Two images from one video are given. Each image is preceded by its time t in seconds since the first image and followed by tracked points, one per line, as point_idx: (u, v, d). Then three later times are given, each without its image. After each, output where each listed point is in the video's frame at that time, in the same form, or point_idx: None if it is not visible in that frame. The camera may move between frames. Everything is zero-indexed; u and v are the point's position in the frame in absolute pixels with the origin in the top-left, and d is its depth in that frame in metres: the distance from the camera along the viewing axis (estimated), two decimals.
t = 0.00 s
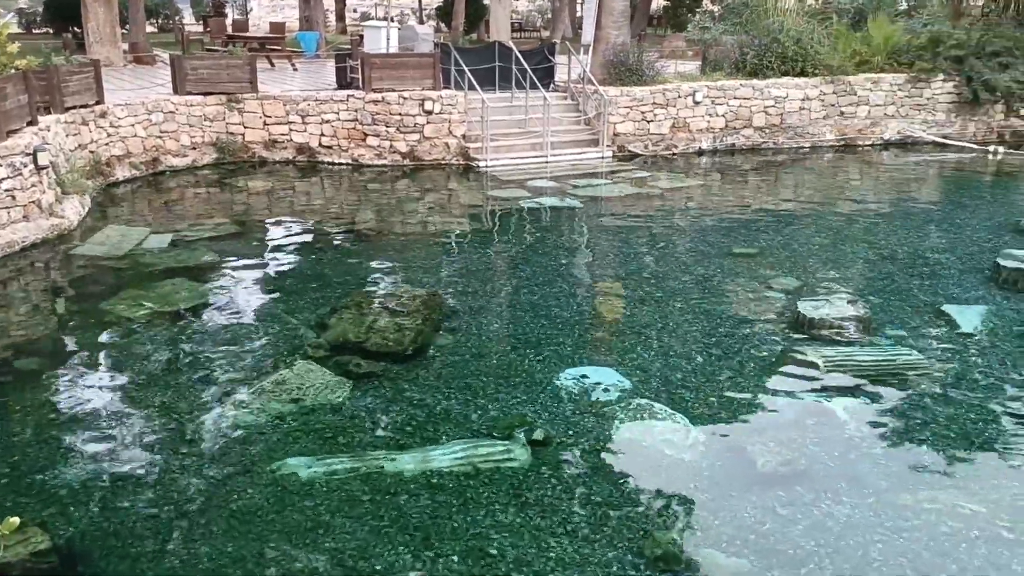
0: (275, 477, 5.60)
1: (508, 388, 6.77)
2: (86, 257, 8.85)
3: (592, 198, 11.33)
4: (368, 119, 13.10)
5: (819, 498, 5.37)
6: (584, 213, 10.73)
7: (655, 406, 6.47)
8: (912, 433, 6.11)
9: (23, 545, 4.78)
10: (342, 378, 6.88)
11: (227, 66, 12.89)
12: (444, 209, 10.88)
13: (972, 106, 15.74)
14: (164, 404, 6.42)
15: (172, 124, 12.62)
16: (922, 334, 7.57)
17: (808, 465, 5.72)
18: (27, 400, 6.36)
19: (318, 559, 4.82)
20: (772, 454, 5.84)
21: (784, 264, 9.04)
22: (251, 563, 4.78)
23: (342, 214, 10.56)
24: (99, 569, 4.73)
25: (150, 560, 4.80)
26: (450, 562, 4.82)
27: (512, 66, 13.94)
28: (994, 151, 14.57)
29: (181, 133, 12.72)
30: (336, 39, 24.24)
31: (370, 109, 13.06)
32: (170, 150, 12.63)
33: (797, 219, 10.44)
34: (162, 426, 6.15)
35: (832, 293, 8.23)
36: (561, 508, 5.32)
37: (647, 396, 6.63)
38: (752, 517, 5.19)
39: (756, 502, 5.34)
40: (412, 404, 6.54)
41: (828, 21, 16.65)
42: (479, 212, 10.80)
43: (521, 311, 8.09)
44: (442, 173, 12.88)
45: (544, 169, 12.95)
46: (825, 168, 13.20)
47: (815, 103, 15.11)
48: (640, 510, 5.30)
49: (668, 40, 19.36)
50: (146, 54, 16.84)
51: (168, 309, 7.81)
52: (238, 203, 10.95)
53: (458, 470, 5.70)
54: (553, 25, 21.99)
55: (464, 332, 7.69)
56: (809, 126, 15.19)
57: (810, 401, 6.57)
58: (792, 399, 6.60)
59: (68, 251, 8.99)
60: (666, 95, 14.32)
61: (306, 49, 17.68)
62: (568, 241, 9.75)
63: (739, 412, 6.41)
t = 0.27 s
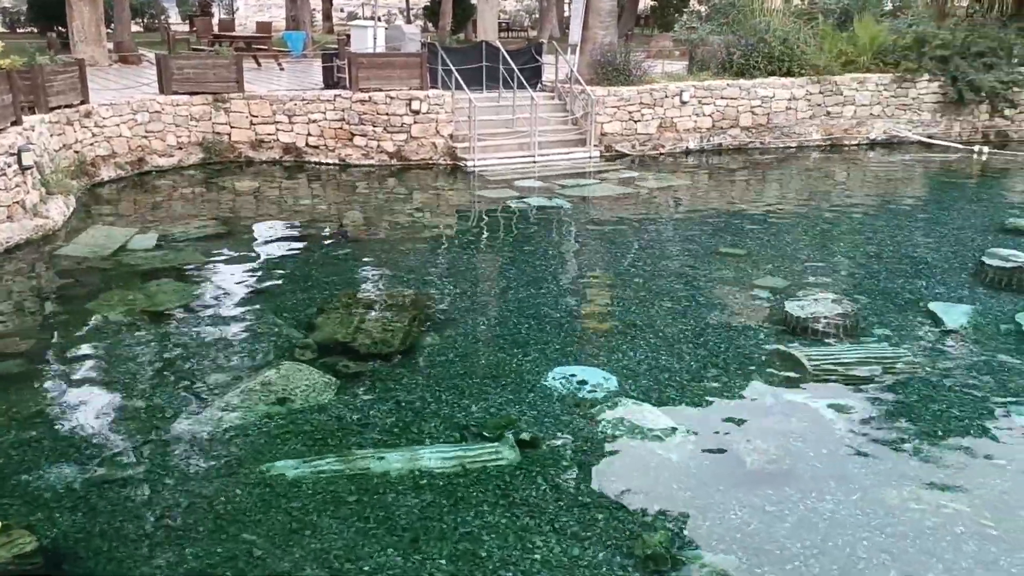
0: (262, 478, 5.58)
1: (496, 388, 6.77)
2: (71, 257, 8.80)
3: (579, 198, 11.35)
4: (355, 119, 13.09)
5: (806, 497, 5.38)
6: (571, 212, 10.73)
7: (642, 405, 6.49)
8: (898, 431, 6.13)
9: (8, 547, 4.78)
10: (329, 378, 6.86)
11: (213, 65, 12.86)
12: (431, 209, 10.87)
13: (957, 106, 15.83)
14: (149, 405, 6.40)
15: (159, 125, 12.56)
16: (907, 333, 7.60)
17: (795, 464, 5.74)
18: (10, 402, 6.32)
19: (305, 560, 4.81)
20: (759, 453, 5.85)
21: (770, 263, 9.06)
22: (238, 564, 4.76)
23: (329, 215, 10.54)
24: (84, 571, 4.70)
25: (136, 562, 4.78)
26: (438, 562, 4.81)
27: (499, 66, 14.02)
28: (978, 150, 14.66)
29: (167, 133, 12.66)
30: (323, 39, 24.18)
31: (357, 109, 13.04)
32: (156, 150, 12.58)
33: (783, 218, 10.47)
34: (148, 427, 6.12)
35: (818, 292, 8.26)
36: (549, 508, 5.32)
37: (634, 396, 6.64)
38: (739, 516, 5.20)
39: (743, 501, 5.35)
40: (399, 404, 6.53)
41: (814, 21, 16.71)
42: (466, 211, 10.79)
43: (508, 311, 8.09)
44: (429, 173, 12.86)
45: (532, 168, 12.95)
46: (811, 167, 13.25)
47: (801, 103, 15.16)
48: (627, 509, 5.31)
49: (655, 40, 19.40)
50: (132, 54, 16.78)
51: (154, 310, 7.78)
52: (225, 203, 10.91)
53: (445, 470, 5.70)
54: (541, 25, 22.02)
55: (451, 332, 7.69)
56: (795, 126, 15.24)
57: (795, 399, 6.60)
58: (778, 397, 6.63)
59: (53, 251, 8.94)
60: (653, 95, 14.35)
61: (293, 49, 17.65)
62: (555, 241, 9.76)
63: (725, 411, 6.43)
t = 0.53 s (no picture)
0: (250, 479, 5.57)
1: (484, 388, 6.76)
2: (56, 258, 8.76)
3: (567, 198, 11.35)
4: (343, 119, 13.07)
5: (793, 495, 5.40)
6: (559, 213, 10.73)
7: (631, 405, 6.49)
8: (885, 429, 6.16)
9: None
10: (316, 379, 6.84)
11: (199, 65, 12.82)
12: (419, 209, 10.85)
13: (943, 106, 15.90)
14: (135, 406, 6.37)
15: (145, 124, 12.51)
16: (894, 332, 7.63)
17: (782, 462, 5.76)
18: None
19: (293, 561, 4.80)
20: (747, 452, 5.86)
21: (757, 263, 9.09)
22: (225, 565, 4.75)
23: (317, 215, 10.51)
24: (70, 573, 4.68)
25: (122, 563, 4.76)
26: (426, 562, 4.81)
27: (487, 65, 14.01)
28: (964, 150, 14.73)
29: (153, 133, 12.60)
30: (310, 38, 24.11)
31: (344, 109, 13.01)
32: (143, 150, 12.51)
33: (769, 218, 10.51)
34: (134, 428, 6.10)
35: (805, 292, 8.29)
36: (537, 507, 5.32)
37: (622, 396, 6.65)
38: (726, 515, 5.22)
39: (730, 500, 5.37)
40: (388, 404, 6.52)
41: (801, 22, 16.76)
42: (454, 212, 10.78)
43: (496, 311, 8.08)
44: (417, 172, 12.84)
45: (520, 168, 12.95)
46: (798, 167, 13.29)
47: (789, 102, 15.21)
48: (615, 508, 5.32)
49: (643, 40, 19.43)
50: (118, 53, 16.70)
51: (141, 310, 7.75)
52: (212, 203, 10.87)
53: (434, 471, 5.69)
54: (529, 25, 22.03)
55: (440, 332, 7.68)
56: (783, 126, 15.29)
57: (783, 398, 6.62)
58: (766, 396, 6.65)
59: (38, 252, 8.89)
60: (641, 94, 14.38)
61: (281, 48, 17.60)
62: (543, 241, 9.76)
63: (714, 410, 6.45)
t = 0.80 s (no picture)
0: (236, 481, 5.54)
1: (472, 389, 6.75)
2: (40, 259, 8.70)
3: (555, 198, 11.36)
4: (330, 119, 13.03)
5: (780, 495, 5.42)
6: (546, 213, 10.73)
7: (619, 406, 6.49)
8: (871, 428, 6.19)
9: None
10: (303, 380, 6.81)
11: (184, 65, 12.76)
12: (407, 209, 10.83)
13: (928, 106, 15.99)
14: (121, 408, 6.32)
15: (130, 124, 12.43)
16: (880, 331, 7.67)
17: (769, 462, 5.77)
18: None
19: (280, 563, 4.77)
20: (734, 452, 5.87)
21: (744, 263, 9.11)
22: (211, 567, 4.72)
23: (304, 215, 10.48)
24: None
25: (107, 566, 4.72)
26: (414, 563, 4.79)
27: (474, 65, 14.03)
28: (949, 150, 14.82)
29: (138, 133, 12.53)
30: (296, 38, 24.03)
31: (331, 109, 12.98)
32: (128, 150, 12.44)
33: (756, 218, 10.54)
34: (119, 430, 6.05)
35: (792, 292, 8.32)
36: (525, 508, 5.32)
37: (610, 396, 6.65)
38: (714, 515, 5.22)
39: (718, 499, 5.38)
40: (375, 406, 6.50)
41: (787, 22, 16.81)
42: (442, 212, 10.77)
43: (484, 311, 8.07)
44: (404, 173, 12.82)
45: (507, 168, 12.94)
46: (784, 167, 13.34)
47: (775, 103, 15.26)
48: (603, 508, 5.32)
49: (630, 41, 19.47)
50: (103, 54, 16.60)
51: (126, 312, 7.70)
52: (198, 204, 10.82)
53: (421, 472, 5.68)
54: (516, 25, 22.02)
55: (427, 333, 7.66)
56: (769, 126, 15.34)
57: (771, 398, 6.63)
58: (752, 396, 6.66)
59: (21, 253, 8.82)
60: (628, 95, 14.40)
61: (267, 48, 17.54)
62: (530, 241, 9.75)
63: (701, 410, 6.46)
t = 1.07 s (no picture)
0: (221, 483, 5.52)
1: (458, 389, 6.75)
2: (22, 260, 8.64)
3: (540, 198, 11.36)
4: (315, 118, 13.00)
5: (764, 493, 5.44)
6: (532, 213, 10.74)
7: (605, 405, 6.50)
8: (855, 427, 6.22)
9: None
10: (288, 381, 6.79)
11: (169, 64, 12.68)
12: (392, 209, 10.81)
13: (912, 106, 16.09)
14: (104, 410, 6.28)
15: (113, 124, 12.36)
16: (863, 331, 7.72)
17: (754, 461, 5.80)
18: None
19: (265, 564, 4.76)
20: (719, 450, 5.90)
21: (728, 262, 9.14)
22: (196, 569, 4.70)
23: (289, 215, 10.45)
24: None
25: (90, 568, 4.69)
26: (400, 563, 4.79)
27: (460, 65, 14.03)
28: (932, 150, 14.91)
29: (122, 132, 12.46)
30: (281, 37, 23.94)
31: (316, 109, 12.95)
32: (111, 150, 12.37)
33: (741, 218, 10.57)
34: (102, 432, 6.02)
35: (777, 291, 8.35)
36: (511, 508, 5.32)
37: (595, 396, 6.66)
38: (699, 513, 5.25)
39: (703, 498, 5.40)
40: (361, 406, 6.49)
41: (772, 23, 16.87)
42: (428, 212, 10.76)
43: (470, 311, 8.07)
44: (390, 172, 12.80)
45: (493, 168, 12.94)
46: (769, 167, 13.39)
47: (760, 103, 15.31)
48: (589, 509, 5.32)
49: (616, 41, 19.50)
50: (86, 53, 16.49)
51: (110, 312, 7.65)
52: (182, 204, 10.77)
53: (407, 472, 5.68)
54: (502, 25, 22.06)
55: (413, 333, 7.65)
56: (754, 126, 15.40)
57: (756, 397, 6.66)
58: (737, 395, 6.68)
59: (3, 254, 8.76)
60: (613, 95, 14.42)
61: (251, 48, 17.47)
62: (516, 241, 9.76)
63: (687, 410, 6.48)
